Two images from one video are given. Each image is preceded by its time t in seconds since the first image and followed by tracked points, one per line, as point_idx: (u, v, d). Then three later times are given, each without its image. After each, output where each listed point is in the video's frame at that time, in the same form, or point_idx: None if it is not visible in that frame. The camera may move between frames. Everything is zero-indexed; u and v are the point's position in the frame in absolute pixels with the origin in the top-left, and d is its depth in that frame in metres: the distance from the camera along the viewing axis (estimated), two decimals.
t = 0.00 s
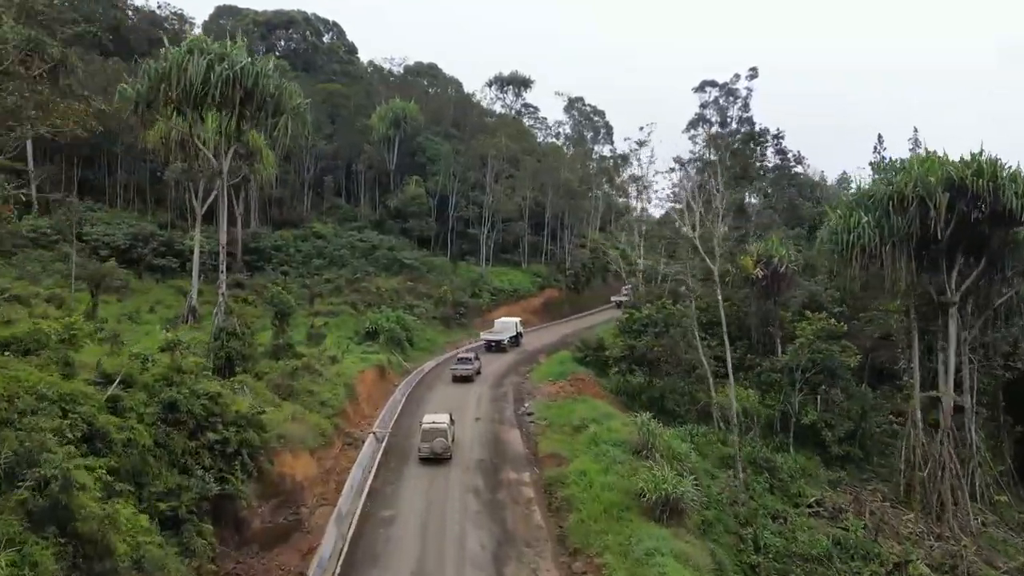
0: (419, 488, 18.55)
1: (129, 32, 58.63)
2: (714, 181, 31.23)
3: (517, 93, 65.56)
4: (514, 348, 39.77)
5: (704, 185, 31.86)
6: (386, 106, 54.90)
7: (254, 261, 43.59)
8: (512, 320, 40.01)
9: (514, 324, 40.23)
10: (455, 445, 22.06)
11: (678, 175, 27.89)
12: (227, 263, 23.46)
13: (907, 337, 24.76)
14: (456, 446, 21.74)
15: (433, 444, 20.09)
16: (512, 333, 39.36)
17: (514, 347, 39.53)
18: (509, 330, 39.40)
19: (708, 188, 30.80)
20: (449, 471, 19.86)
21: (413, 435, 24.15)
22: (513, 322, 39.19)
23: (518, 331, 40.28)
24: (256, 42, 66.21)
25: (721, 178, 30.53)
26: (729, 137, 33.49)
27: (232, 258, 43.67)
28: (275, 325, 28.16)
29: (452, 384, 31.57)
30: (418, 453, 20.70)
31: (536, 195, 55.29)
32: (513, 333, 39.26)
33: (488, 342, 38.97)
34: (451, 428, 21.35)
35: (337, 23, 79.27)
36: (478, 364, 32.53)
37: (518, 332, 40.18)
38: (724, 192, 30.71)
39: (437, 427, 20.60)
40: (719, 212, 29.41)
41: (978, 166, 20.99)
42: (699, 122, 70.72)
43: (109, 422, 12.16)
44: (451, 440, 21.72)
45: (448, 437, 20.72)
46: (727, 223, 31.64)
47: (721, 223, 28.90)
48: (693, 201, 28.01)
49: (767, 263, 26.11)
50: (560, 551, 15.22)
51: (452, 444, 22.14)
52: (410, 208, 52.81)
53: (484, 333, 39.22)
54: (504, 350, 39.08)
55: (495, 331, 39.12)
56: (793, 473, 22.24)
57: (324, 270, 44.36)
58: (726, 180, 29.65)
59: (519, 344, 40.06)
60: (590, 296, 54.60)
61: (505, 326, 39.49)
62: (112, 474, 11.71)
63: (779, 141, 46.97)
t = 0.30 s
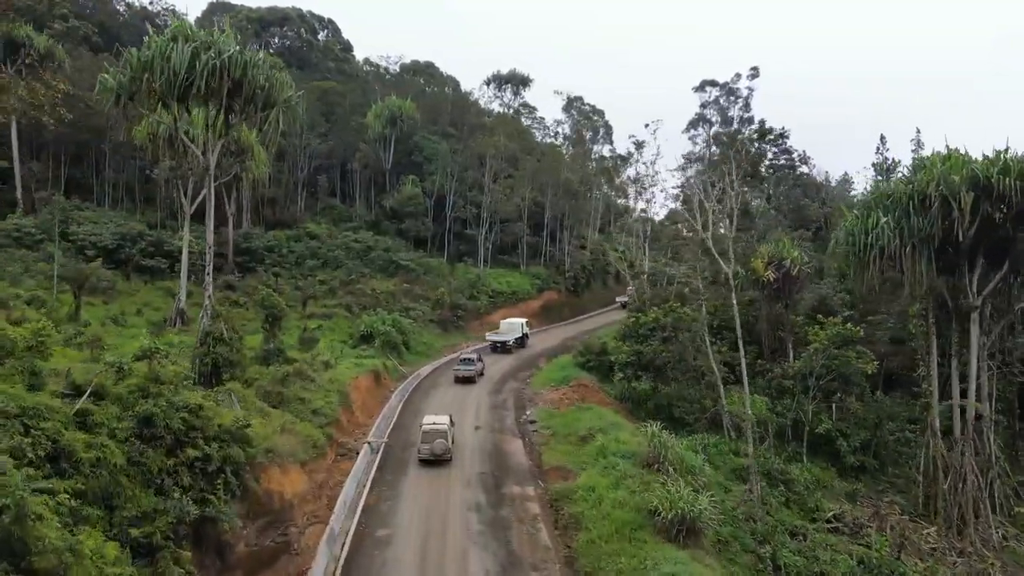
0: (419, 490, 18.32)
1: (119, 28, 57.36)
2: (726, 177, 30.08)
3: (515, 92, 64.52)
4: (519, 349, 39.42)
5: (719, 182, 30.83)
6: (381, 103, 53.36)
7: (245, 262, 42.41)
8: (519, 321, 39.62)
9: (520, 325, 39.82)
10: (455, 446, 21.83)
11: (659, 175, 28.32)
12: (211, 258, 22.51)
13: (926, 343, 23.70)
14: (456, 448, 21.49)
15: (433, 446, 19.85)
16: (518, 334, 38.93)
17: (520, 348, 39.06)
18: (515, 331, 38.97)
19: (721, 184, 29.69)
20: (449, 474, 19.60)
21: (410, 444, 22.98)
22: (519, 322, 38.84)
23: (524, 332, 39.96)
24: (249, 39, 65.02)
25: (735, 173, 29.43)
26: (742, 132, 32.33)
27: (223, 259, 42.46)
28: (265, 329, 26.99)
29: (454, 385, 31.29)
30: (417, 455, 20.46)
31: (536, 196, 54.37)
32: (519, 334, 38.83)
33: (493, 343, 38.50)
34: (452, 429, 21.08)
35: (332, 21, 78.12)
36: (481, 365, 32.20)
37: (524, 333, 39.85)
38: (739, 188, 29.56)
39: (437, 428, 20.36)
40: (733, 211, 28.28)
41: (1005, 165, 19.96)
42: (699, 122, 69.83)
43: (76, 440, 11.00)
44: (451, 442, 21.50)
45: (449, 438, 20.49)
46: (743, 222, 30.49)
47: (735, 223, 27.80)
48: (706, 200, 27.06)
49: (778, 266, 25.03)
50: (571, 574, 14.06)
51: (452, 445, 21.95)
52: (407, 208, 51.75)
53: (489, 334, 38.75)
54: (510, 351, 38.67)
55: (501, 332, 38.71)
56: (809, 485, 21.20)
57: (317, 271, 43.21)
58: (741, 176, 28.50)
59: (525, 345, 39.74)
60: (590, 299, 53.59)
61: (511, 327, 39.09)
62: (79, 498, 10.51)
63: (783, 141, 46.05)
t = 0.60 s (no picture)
0: (418, 493, 18.13)
1: (108, 24, 56.17)
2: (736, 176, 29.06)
3: (512, 91, 63.57)
4: (524, 350, 39.14)
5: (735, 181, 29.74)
6: (377, 101, 52.76)
7: (237, 263, 41.32)
8: (524, 322, 39.45)
9: (525, 327, 39.59)
10: (455, 449, 21.73)
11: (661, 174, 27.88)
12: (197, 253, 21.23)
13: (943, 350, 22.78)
14: (456, 450, 21.35)
15: (433, 448, 19.72)
16: (524, 336, 38.75)
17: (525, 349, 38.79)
18: (521, 332, 38.77)
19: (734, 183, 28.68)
20: (448, 476, 19.40)
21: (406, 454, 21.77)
22: (525, 324, 38.67)
23: (529, 334, 39.81)
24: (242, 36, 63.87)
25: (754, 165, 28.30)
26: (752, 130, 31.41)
27: (213, 260, 41.32)
28: (255, 333, 25.87)
29: (457, 387, 31.20)
30: (416, 457, 20.34)
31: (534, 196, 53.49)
32: (524, 335, 38.66)
33: (498, 345, 38.16)
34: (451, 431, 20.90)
35: (326, 19, 77.01)
36: (483, 367, 32.00)
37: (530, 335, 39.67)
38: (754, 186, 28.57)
39: (437, 429, 20.20)
40: (746, 211, 27.15)
41: None
42: (698, 123, 68.99)
43: (40, 460, 9.98)
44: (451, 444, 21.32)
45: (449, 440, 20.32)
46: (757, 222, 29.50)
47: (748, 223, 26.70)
48: (720, 201, 25.95)
49: (789, 270, 24.10)
50: None
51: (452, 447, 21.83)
52: (402, 209, 50.80)
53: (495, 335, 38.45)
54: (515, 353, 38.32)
55: (507, 333, 38.46)
56: (825, 498, 20.26)
57: (310, 273, 42.11)
58: (753, 175, 27.53)
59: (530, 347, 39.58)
60: (588, 302, 52.64)
61: (517, 328, 38.96)
62: (41, 526, 9.48)
63: (786, 142, 45.22)
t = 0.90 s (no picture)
0: (417, 499, 17.87)
1: (99, 22, 55.16)
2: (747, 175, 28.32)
3: (510, 91, 62.75)
4: (530, 353, 39.03)
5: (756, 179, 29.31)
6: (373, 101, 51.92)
7: (229, 266, 40.40)
8: (530, 325, 39.46)
9: (531, 329, 39.57)
10: (455, 452, 21.63)
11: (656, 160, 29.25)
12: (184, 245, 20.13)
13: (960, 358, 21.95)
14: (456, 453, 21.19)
15: (432, 450, 19.60)
16: (530, 338, 38.67)
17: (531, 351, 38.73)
18: (527, 334, 38.73)
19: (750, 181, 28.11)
20: (448, 480, 19.31)
21: (403, 467, 20.55)
22: (531, 326, 38.66)
23: (535, 336, 39.77)
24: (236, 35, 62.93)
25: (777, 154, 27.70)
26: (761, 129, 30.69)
27: (204, 263, 40.34)
28: (246, 339, 24.91)
29: (461, 389, 31.11)
30: (416, 460, 20.20)
31: (532, 199, 52.82)
32: (531, 337, 38.58)
33: (504, 348, 38.08)
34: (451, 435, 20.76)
35: (322, 18, 76.12)
36: (486, 370, 31.84)
37: (536, 338, 39.44)
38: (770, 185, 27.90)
39: (437, 432, 20.10)
40: (759, 213, 26.37)
41: None
42: (697, 125, 68.34)
43: (2, 483, 8.92)
44: (450, 447, 21.19)
45: (448, 443, 20.18)
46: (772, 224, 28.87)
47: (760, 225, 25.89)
48: (731, 203, 25.15)
49: (799, 275, 23.35)
50: None
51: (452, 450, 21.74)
52: (399, 210, 50.27)
53: (500, 337, 38.28)
54: (520, 355, 38.25)
55: (512, 335, 38.26)
56: (841, 512, 19.43)
57: (304, 275, 41.17)
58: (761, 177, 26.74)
59: (536, 349, 39.34)
60: (587, 306, 51.81)
61: (523, 330, 38.91)
62: (2, 557, 8.32)
63: (789, 144, 44.47)
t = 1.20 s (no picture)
0: (417, 505, 17.54)
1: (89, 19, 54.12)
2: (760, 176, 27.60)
3: (507, 92, 62.00)
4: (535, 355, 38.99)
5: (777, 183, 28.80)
6: (369, 101, 50.80)
7: (221, 268, 39.58)
8: (536, 326, 39.42)
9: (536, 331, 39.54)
10: (455, 454, 21.60)
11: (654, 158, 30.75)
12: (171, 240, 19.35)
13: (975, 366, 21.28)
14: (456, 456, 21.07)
15: (432, 453, 19.51)
16: (535, 339, 38.59)
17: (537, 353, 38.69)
18: (532, 336, 38.67)
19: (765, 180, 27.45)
20: (448, 482, 19.26)
21: (399, 478, 19.63)
22: (537, 328, 38.55)
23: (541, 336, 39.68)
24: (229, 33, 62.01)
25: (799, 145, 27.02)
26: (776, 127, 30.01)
27: (195, 265, 39.44)
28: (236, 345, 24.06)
29: (464, 391, 31.18)
30: (416, 462, 20.17)
31: (531, 200, 52.33)
32: (536, 339, 38.52)
33: (510, 349, 38.26)
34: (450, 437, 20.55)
35: (316, 17, 75.21)
36: (490, 372, 31.92)
37: (542, 339, 39.46)
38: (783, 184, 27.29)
39: (436, 434, 19.91)
40: (772, 215, 25.61)
41: None
42: (695, 127, 67.79)
43: None
44: (450, 449, 21.07)
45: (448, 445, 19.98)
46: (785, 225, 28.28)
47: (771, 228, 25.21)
48: (742, 205, 24.40)
49: (807, 280, 22.68)
50: None
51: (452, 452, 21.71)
52: (394, 211, 49.31)
53: (506, 338, 38.44)
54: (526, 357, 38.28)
55: (518, 337, 38.34)
56: (855, 526, 18.75)
57: (298, 278, 40.32)
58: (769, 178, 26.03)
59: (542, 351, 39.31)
60: (585, 309, 51.14)
61: (528, 332, 38.83)
62: None
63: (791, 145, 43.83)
